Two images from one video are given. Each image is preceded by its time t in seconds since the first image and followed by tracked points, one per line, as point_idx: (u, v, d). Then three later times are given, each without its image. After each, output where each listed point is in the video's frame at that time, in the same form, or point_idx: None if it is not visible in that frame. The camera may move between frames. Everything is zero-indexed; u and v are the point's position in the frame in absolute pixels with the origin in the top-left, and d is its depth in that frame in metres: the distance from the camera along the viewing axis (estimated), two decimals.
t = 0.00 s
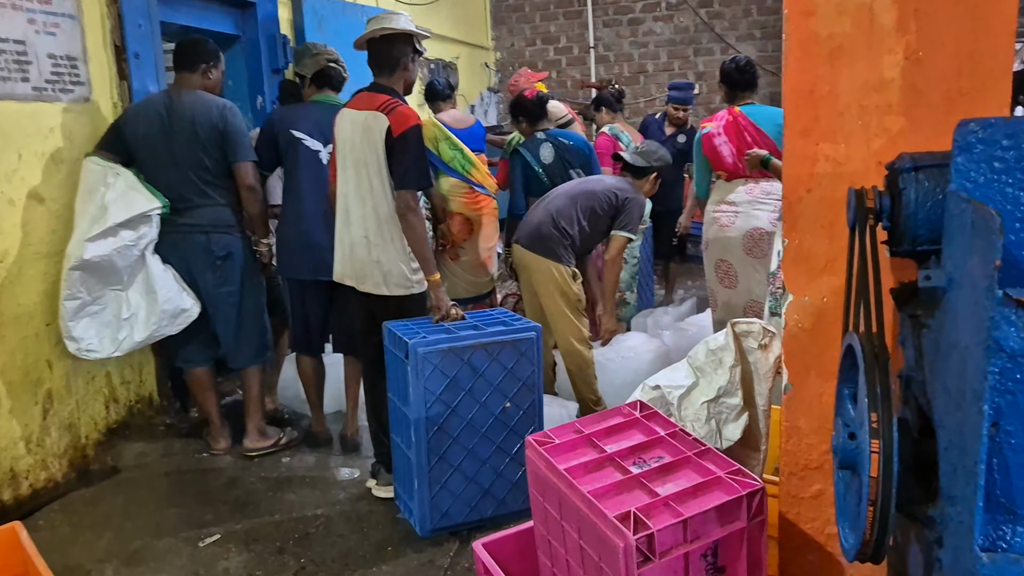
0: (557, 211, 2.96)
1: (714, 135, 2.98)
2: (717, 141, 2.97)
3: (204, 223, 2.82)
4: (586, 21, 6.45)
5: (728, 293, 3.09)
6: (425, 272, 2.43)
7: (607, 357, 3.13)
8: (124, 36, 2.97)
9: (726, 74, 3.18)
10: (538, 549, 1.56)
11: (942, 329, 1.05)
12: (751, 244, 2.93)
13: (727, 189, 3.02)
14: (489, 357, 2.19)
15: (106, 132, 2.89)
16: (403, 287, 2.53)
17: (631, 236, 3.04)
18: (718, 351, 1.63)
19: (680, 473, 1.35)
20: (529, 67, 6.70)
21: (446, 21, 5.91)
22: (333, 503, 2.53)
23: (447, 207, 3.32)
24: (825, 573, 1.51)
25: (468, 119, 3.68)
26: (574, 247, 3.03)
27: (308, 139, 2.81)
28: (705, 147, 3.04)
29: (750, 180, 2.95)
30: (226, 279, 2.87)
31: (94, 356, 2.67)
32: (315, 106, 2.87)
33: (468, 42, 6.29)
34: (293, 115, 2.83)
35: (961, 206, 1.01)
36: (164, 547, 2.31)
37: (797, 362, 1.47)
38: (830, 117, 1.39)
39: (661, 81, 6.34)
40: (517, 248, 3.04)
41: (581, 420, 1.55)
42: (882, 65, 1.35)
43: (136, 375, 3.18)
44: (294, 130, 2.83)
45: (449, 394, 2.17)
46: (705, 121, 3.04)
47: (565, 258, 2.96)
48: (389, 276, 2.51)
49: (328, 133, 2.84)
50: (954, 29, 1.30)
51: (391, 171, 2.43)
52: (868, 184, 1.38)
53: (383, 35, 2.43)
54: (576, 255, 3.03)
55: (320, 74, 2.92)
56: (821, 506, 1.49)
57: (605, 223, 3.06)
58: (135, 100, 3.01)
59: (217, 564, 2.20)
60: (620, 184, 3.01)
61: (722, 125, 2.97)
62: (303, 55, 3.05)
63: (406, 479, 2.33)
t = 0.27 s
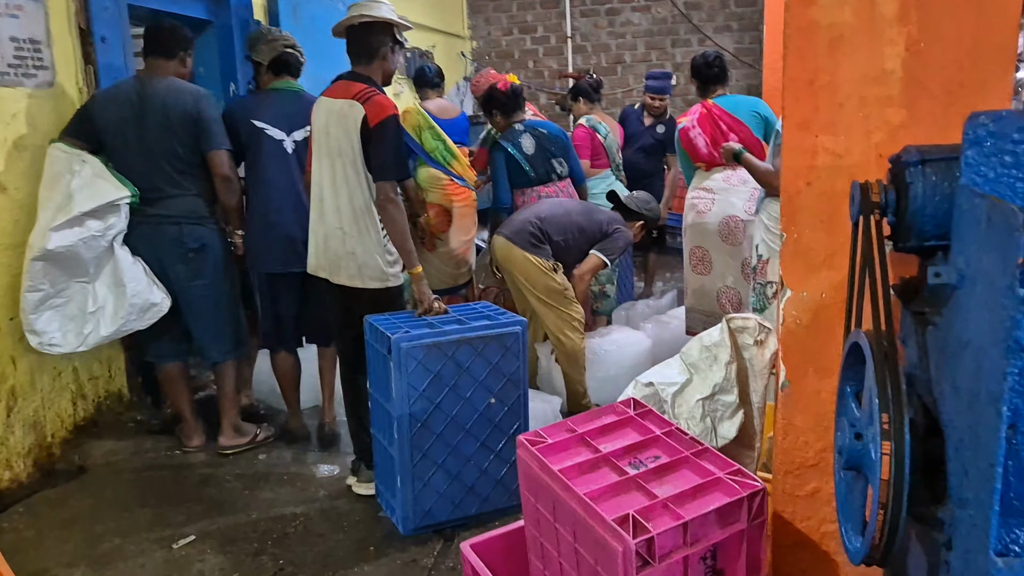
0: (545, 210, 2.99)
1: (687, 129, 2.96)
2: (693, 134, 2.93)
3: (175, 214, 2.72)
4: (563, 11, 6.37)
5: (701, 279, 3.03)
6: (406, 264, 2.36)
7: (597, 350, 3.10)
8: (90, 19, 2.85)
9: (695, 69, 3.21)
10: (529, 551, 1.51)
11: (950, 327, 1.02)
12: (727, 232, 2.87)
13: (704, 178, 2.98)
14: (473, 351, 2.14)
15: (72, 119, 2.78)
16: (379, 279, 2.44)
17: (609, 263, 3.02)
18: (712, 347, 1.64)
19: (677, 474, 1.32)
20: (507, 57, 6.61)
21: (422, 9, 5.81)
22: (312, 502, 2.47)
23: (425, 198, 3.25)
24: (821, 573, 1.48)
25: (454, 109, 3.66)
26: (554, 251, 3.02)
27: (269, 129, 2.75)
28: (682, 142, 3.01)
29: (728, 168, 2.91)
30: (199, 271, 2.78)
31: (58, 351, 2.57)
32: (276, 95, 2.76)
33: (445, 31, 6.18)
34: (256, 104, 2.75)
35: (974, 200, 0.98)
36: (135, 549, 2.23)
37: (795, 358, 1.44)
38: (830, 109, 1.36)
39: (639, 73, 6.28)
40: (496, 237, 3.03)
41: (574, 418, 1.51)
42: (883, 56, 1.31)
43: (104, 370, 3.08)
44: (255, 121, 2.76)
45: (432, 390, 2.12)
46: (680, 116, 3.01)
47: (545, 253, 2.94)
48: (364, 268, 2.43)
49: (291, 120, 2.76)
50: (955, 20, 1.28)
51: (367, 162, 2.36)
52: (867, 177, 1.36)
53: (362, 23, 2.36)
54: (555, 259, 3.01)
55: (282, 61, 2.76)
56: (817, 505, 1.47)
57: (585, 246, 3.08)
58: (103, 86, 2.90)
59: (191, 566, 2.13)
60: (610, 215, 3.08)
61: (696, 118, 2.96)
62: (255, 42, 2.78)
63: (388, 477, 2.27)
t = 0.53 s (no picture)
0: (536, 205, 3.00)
1: (669, 116, 2.91)
2: (674, 123, 2.89)
3: (149, 201, 2.64)
4: None
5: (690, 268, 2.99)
6: (387, 254, 2.31)
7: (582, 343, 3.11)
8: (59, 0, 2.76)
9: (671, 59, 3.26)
10: (515, 545, 1.48)
11: (947, 316, 1.00)
12: (717, 218, 2.88)
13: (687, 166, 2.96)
14: (456, 342, 2.10)
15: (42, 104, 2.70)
16: (354, 269, 2.40)
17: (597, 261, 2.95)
18: (700, 337, 1.60)
19: (667, 466, 1.29)
20: (487, 46, 6.48)
21: None
22: (291, 496, 2.42)
23: (407, 185, 3.22)
24: (809, 565, 1.47)
25: (438, 99, 3.58)
26: (544, 242, 2.98)
27: (235, 117, 2.70)
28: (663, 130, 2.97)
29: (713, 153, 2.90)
30: (176, 260, 2.70)
31: (30, 342, 2.49)
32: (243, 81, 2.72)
33: (425, 18, 6.05)
34: (223, 91, 2.70)
35: (973, 186, 0.96)
36: (109, 544, 2.18)
37: (784, 347, 1.42)
38: (821, 95, 1.33)
39: (619, 62, 6.19)
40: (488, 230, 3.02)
41: (561, 410, 1.48)
42: (876, 41, 1.29)
43: (77, 362, 3.00)
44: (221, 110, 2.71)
45: (415, 381, 2.08)
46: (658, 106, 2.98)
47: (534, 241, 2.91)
48: (339, 256, 2.38)
49: (259, 107, 2.71)
50: (949, 4, 1.25)
51: (344, 148, 2.30)
52: (859, 164, 1.33)
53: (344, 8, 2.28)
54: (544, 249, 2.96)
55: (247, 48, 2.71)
56: (805, 497, 1.45)
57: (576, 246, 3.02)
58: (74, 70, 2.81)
59: (167, 562, 2.08)
60: (602, 215, 3.03)
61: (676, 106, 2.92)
62: (219, 30, 2.74)
63: (369, 469, 2.23)
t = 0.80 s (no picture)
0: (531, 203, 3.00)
1: (662, 114, 2.94)
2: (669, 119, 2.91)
3: (134, 194, 2.60)
4: None
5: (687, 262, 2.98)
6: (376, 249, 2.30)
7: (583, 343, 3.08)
8: None
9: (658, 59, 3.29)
10: (505, 544, 1.47)
11: (942, 317, 0.99)
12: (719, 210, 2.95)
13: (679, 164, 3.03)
14: (445, 338, 2.08)
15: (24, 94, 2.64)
16: (335, 264, 2.38)
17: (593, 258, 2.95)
18: (692, 336, 1.60)
19: (658, 466, 1.29)
20: (475, 39, 6.40)
21: None
22: (279, 492, 2.40)
23: (395, 178, 3.20)
24: (799, 564, 1.47)
25: (430, 94, 3.52)
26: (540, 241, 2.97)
27: (218, 112, 2.69)
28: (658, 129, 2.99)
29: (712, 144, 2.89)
30: (161, 253, 2.65)
31: (9, 335, 2.45)
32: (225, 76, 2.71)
33: (415, 11, 5.97)
34: (206, 86, 2.69)
35: (969, 186, 0.95)
36: (95, 542, 2.15)
37: (776, 346, 1.41)
38: (815, 92, 1.32)
39: (608, 56, 6.15)
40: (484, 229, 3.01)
41: (551, 408, 1.47)
42: (871, 39, 1.28)
43: (60, 356, 2.96)
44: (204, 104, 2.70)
45: (404, 378, 2.06)
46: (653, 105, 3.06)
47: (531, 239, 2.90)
48: (322, 251, 2.35)
49: (242, 104, 2.70)
50: (946, 2, 1.25)
51: (331, 141, 2.28)
52: (853, 163, 1.33)
53: None
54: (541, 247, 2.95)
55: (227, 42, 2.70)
56: (796, 496, 1.45)
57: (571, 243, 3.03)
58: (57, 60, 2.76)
59: (153, 560, 2.06)
60: (597, 214, 3.04)
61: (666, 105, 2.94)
62: (203, 24, 2.74)
63: (357, 466, 2.22)
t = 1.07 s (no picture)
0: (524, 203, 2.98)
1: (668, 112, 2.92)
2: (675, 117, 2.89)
3: (127, 191, 2.58)
4: None
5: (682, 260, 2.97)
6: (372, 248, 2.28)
7: (583, 338, 3.15)
8: None
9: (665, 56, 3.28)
10: (498, 545, 1.47)
11: (939, 323, 0.99)
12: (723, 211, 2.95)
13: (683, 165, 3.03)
14: (439, 338, 2.07)
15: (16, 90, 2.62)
16: (329, 263, 2.36)
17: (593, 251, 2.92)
18: (687, 337, 1.59)
19: (652, 469, 1.28)
20: (473, 36, 6.36)
21: None
22: (272, 492, 2.39)
23: (393, 175, 3.18)
24: (792, 567, 1.47)
25: (429, 92, 3.50)
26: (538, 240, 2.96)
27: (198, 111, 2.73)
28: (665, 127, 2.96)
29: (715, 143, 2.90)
30: (155, 251, 2.64)
31: None
32: (202, 78, 2.74)
33: (415, 8, 5.91)
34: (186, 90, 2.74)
35: (966, 192, 0.95)
36: (86, 541, 2.14)
37: (772, 349, 1.41)
38: (813, 95, 1.31)
39: (606, 54, 6.12)
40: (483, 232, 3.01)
41: (545, 410, 1.46)
42: (868, 42, 1.28)
43: (53, 352, 2.95)
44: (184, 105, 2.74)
45: (398, 377, 2.05)
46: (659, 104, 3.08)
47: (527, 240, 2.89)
48: (317, 249, 2.34)
49: (220, 104, 2.74)
50: (944, 5, 1.24)
51: (335, 138, 2.26)
52: (850, 166, 1.32)
53: None
54: (539, 246, 2.94)
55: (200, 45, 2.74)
56: (790, 499, 1.45)
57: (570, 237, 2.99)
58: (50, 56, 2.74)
59: (145, 559, 2.05)
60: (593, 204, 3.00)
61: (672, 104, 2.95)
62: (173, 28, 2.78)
63: (351, 465, 2.21)
